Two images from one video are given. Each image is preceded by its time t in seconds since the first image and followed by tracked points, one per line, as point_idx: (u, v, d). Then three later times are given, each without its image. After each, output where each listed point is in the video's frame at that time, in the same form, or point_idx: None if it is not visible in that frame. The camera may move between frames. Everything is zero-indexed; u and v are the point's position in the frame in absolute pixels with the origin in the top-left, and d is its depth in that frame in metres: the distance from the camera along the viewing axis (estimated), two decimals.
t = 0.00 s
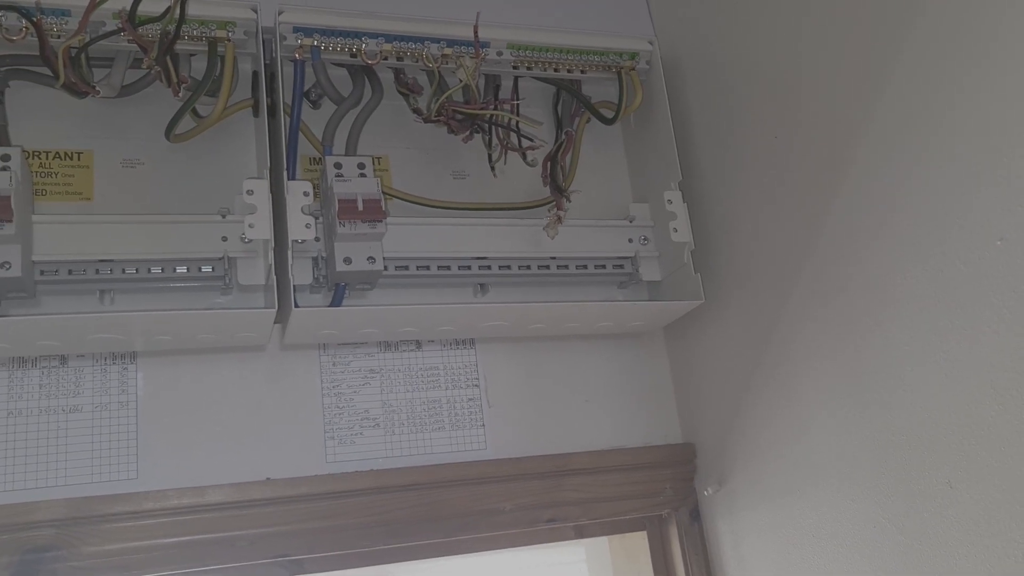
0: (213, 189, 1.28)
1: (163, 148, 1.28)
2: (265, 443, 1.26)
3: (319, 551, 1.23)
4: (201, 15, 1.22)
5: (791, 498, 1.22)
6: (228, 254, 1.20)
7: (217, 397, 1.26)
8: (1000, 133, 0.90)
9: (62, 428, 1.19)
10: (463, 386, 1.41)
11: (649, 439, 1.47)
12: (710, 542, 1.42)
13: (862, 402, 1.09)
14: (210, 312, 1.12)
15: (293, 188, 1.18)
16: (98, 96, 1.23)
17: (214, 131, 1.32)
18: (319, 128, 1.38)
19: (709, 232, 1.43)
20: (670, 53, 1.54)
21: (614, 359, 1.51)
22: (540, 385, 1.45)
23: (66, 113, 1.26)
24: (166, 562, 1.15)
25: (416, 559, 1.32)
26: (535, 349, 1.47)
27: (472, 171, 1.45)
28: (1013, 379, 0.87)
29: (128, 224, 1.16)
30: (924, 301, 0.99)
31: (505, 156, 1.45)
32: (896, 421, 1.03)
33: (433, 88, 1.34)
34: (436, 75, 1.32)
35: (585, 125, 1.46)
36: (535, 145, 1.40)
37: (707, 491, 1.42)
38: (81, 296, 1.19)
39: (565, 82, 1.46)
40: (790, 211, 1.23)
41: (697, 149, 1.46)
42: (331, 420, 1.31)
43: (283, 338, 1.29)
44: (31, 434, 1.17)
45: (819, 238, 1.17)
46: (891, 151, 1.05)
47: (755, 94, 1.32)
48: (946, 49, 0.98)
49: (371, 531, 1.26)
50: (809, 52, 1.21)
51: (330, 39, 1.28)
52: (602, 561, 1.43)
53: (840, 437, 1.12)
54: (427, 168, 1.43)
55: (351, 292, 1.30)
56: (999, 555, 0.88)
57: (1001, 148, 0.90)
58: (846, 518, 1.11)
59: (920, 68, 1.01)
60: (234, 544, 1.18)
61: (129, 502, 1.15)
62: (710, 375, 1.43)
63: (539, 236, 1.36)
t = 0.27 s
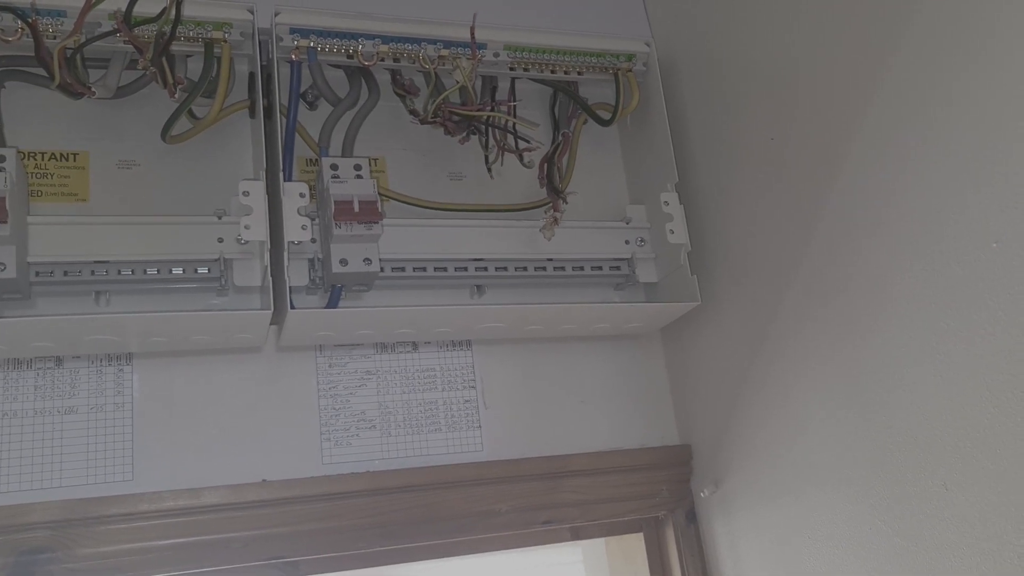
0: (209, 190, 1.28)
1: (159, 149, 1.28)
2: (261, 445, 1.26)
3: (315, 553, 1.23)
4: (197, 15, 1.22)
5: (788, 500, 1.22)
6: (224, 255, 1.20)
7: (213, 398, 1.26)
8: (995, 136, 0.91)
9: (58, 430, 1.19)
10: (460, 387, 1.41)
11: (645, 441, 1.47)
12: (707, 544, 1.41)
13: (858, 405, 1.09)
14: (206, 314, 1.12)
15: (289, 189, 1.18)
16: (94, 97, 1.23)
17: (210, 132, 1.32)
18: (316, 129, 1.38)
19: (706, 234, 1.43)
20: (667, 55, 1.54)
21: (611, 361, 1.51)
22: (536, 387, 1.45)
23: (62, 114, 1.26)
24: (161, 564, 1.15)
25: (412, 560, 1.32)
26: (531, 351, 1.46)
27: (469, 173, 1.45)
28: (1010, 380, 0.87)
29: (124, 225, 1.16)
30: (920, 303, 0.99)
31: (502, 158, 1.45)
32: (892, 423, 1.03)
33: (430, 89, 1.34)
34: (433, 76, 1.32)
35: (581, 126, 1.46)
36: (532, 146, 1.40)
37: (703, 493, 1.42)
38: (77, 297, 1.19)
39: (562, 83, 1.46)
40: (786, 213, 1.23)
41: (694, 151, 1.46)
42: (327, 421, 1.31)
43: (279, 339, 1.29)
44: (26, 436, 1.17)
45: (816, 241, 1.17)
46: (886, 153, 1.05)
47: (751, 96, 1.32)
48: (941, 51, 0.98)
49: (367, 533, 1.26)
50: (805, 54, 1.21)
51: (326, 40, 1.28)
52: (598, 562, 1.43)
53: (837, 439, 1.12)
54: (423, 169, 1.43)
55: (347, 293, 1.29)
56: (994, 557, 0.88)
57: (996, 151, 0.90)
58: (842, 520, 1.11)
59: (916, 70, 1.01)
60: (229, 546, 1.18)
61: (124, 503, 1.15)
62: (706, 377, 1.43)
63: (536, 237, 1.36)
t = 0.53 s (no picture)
0: (210, 185, 1.28)
1: (160, 144, 1.28)
2: (262, 441, 1.26)
3: (315, 549, 1.22)
4: (198, 10, 1.22)
5: (789, 497, 1.21)
6: (225, 250, 1.20)
7: (214, 394, 1.26)
8: (998, 131, 0.90)
9: (59, 425, 1.19)
10: (460, 384, 1.41)
11: (646, 438, 1.47)
12: (708, 541, 1.41)
13: (860, 401, 1.09)
14: (207, 309, 1.12)
15: (290, 184, 1.18)
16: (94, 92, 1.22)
17: (211, 127, 1.31)
18: (317, 125, 1.37)
19: (707, 231, 1.43)
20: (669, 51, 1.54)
21: (612, 357, 1.51)
22: (537, 383, 1.44)
23: (63, 108, 1.26)
24: (161, 559, 1.15)
25: (412, 556, 1.32)
26: (532, 347, 1.46)
27: (470, 169, 1.45)
28: (1012, 376, 0.87)
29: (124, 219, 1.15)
30: (922, 299, 0.99)
31: (503, 154, 1.44)
32: (894, 419, 1.03)
33: (431, 85, 1.34)
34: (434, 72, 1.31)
35: (583, 123, 1.46)
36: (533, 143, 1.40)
37: (704, 490, 1.42)
38: (77, 292, 1.18)
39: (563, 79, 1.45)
40: (788, 209, 1.23)
41: (695, 148, 1.46)
42: (328, 417, 1.31)
43: (280, 335, 1.28)
44: (26, 431, 1.17)
45: (817, 237, 1.17)
46: (889, 149, 1.05)
47: (753, 92, 1.32)
48: (945, 47, 0.98)
49: (368, 529, 1.25)
50: (808, 50, 1.20)
51: (328, 36, 1.28)
52: (599, 559, 1.43)
53: (838, 435, 1.12)
54: (425, 165, 1.42)
55: (348, 289, 1.29)
56: (997, 553, 0.88)
57: (999, 147, 0.90)
58: (843, 517, 1.11)
59: (919, 65, 1.01)
60: (230, 542, 1.18)
61: (125, 498, 1.15)
62: (707, 374, 1.43)
63: (537, 234, 1.35)
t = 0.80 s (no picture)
0: (207, 184, 1.28)
1: (156, 144, 1.28)
2: (258, 441, 1.25)
3: (312, 549, 1.22)
4: (194, 9, 1.22)
5: (786, 496, 1.21)
6: (221, 250, 1.20)
7: (210, 394, 1.26)
8: (995, 131, 0.90)
9: (55, 425, 1.18)
10: (457, 384, 1.40)
11: (643, 437, 1.47)
12: (705, 541, 1.41)
13: (856, 401, 1.09)
14: (203, 308, 1.11)
15: (287, 184, 1.18)
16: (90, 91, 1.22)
17: (207, 127, 1.31)
18: (313, 125, 1.37)
19: (704, 231, 1.43)
20: (666, 51, 1.54)
21: (609, 357, 1.50)
22: (534, 383, 1.44)
23: (59, 107, 1.25)
24: (157, 559, 1.15)
25: (409, 556, 1.32)
26: (529, 347, 1.46)
27: (467, 169, 1.45)
28: (1008, 376, 0.87)
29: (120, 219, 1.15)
30: (918, 299, 0.99)
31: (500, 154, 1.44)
32: (890, 419, 1.03)
33: (428, 85, 1.34)
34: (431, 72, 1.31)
35: (580, 123, 1.46)
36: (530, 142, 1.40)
37: (701, 489, 1.42)
38: (74, 291, 1.18)
39: (560, 79, 1.45)
40: (785, 208, 1.23)
41: (693, 148, 1.46)
42: (324, 417, 1.30)
43: (277, 335, 1.28)
44: (22, 430, 1.17)
45: (814, 237, 1.17)
46: (886, 149, 1.05)
47: (750, 92, 1.32)
48: (941, 46, 0.98)
49: (364, 529, 1.25)
50: (805, 50, 1.20)
51: (324, 35, 1.28)
52: (596, 559, 1.43)
53: (835, 435, 1.12)
54: (422, 165, 1.42)
55: (345, 288, 1.29)
56: (994, 553, 0.88)
57: (996, 147, 0.90)
58: (839, 516, 1.11)
59: (915, 65, 1.01)
60: (225, 542, 1.18)
61: (120, 498, 1.15)
62: (704, 374, 1.43)
63: (534, 234, 1.35)
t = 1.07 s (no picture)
0: (204, 182, 1.28)
1: (153, 140, 1.28)
2: (254, 438, 1.25)
3: (309, 547, 1.22)
4: (191, 6, 1.21)
5: (783, 494, 1.21)
6: (218, 247, 1.19)
7: (207, 391, 1.25)
8: (992, 128, 0.90)
9: (51, 422, 1.18)
10: (455, 382, 1.40)
11: (641, 436, 1.47)
12: (702, 539, 1.41)
13: (854, 398, 1.08)
14: (199, 305, 1.11)
15: (284, 181, 1.17)
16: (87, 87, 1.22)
17: (204, 124, 1.31)
18: (311, 122, 1.37)
19: (702, 228, 1.42)
20: (664, 49, 1.54)
21: (607, 355, 1.50)
22: (532, 381, 1.44)
23: (55, 104, 1.25)
24: (153, 557, 1.14)
25: (406, 554, 1.32)
26: (527, 345, 1.46)
27: (465, 166, 1.44)
28: (1005, 373, 0.87)
29: (116, 216, 1.15)
30: (916, 296, 0.99)
31: (498, 151, 1.44)
32: (888, 416, 1.03)
33: (426, 82, 1.34)
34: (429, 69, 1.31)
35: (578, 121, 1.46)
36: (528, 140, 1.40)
37: (699, 488, 1.42)
38: (70, 288, 1.18)
39: (558, 77, 1.45)
40: (783, 205, 1.23)
41: (691, 146, 1.46)
42: (321, 415, 1.30)
43: (274, 332, 1.28)
44: (17, 428, 1.16)
45: (811, 235, 1.17)
46: (883, 146, 1.05)
47: (748, 89, 1.32)
48: (938, 42, 0.97)
49: (361, 527, 1.25)
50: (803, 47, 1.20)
51: (322, 32, 1.28)
52: (593, 558, 1.43)
53: (832, 433, 1.12)
54: (419, 163, 1.42)
55: (342, 286, 1.29)
56: (991, 551, 0.88)
57: (993, 143, 0.90)
58: (837, 514, 1.11)
59: (913, 61, 1.01)
60: (222, 540, 1.17)
61: (116, 496, 1.14)
62: (702, 372, 1.42)
63: (531, 231, 1.35)
